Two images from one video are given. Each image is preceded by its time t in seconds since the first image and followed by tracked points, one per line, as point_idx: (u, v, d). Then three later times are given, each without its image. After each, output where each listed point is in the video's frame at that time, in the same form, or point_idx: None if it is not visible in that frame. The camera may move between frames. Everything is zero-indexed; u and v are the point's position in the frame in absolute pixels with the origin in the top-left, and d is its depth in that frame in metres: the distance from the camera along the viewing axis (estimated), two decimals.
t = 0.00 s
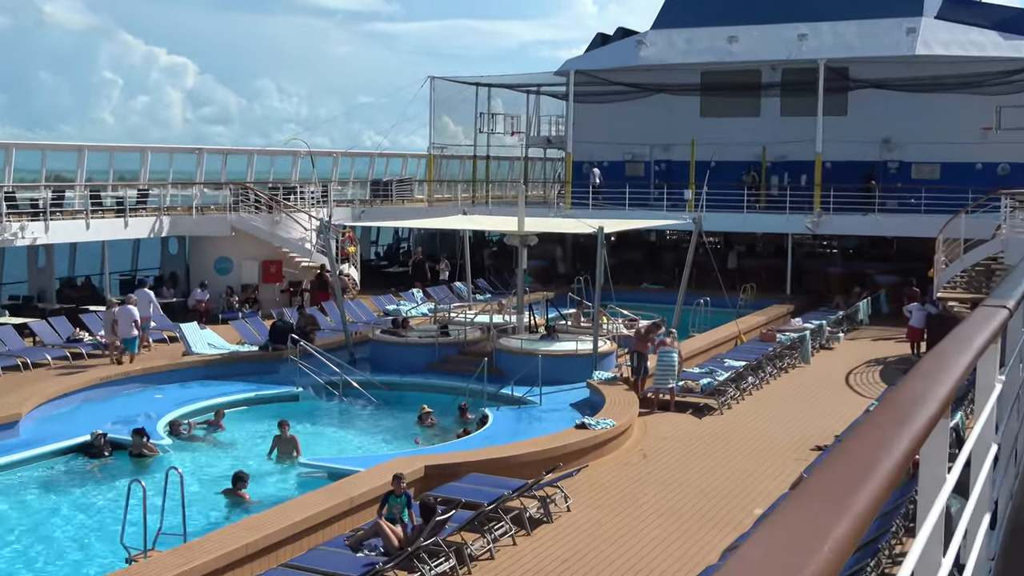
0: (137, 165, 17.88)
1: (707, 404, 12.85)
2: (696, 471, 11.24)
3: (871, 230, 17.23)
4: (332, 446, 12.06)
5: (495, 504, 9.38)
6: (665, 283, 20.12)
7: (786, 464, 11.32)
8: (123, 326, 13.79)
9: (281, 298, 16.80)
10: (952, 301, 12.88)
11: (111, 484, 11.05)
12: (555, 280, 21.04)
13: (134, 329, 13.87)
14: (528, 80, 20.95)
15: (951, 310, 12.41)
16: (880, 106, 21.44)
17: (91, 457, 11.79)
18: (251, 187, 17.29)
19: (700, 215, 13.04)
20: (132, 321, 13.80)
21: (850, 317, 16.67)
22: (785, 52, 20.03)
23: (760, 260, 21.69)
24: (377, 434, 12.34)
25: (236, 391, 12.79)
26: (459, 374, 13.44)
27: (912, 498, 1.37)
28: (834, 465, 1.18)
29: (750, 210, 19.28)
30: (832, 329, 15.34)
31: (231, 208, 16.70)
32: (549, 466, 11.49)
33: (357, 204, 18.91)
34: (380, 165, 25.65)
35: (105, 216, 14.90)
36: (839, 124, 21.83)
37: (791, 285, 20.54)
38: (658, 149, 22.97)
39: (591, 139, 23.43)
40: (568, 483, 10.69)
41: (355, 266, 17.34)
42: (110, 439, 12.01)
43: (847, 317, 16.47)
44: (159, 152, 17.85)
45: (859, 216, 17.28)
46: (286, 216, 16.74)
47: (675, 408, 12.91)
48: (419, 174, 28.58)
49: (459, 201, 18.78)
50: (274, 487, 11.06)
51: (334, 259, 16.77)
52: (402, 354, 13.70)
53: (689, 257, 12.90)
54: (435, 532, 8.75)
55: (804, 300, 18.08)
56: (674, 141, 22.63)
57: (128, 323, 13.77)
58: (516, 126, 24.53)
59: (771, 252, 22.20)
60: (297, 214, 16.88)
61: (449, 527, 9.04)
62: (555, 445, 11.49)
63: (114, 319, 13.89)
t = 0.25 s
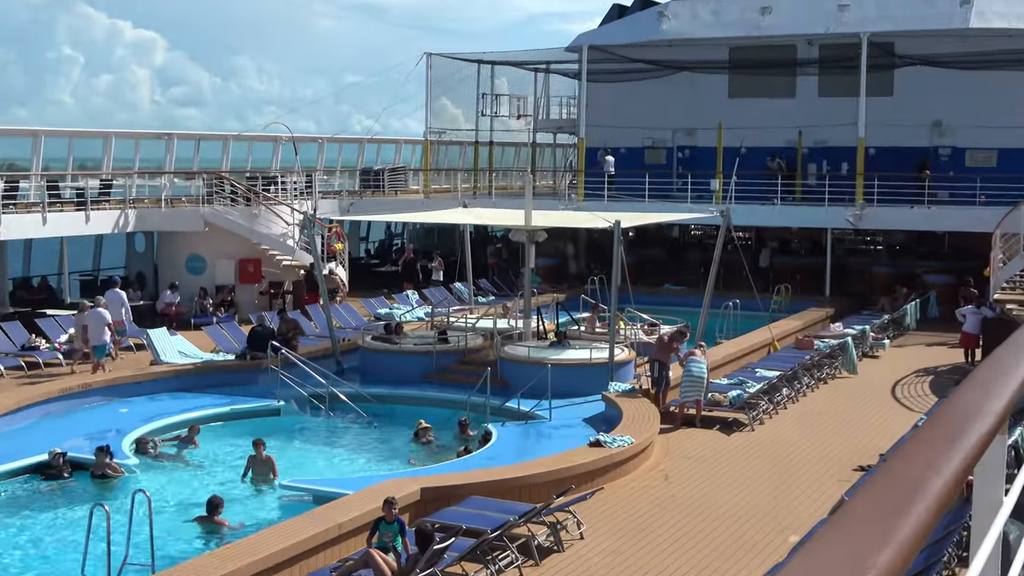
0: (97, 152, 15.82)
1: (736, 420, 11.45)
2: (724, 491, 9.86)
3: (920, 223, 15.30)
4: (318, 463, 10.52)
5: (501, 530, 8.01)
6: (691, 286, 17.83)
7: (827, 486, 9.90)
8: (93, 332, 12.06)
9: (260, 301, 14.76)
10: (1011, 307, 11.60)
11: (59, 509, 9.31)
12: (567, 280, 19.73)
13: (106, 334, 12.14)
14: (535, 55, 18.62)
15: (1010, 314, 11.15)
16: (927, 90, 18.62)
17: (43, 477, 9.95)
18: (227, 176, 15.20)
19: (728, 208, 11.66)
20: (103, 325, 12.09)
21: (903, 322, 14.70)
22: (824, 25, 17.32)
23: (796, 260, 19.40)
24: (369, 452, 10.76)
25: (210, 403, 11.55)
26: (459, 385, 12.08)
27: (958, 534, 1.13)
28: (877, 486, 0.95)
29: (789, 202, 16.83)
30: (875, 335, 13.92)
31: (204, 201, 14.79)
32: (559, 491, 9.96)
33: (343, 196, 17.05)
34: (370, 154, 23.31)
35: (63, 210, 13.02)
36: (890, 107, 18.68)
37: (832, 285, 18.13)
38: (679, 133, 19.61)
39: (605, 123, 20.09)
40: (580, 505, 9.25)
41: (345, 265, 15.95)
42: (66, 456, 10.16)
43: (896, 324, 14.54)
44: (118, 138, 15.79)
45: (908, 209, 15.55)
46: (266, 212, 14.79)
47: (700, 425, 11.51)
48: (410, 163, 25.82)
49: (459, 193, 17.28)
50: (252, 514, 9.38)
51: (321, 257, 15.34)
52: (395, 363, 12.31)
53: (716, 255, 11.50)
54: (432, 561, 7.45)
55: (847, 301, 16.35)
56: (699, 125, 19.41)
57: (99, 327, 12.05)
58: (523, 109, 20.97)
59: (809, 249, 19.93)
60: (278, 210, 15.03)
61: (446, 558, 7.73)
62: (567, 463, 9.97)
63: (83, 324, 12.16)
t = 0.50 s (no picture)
0: (62, 142, 14.71)
1: (757, 433, 10.46)
2: (744, 509, 8.94)
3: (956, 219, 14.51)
4: (298, 480, 9.54)
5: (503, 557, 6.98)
6: (708, 287, 16.91)
7: (859, 503, 8.95)
8: (63, 336, 10.99)
9: (237, 304, 13.76)
10: None
11: (4, 538, 8.16)
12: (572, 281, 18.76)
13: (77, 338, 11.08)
14: (538, 35, 17.36)
15: None
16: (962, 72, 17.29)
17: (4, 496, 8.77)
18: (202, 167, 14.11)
19: (749, 202, 10.66)
20: (74, 328, 11.02)
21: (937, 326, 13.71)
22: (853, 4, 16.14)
23: (821, 257, 18.28)
24: (357, 469, 9.75)
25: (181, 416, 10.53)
26: (455, 396, 11.07)
27: (981, 547, 1.23)
28: (916, 501, 1.06)
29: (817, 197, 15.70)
30: (910, 340, 12.88)
31: (176, 195, 13.67)
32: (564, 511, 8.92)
33: (329, 188, 15.68)
34: (358, 144, 22.08)
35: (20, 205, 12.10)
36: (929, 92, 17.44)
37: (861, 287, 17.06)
38: (695, 121, 18.24)
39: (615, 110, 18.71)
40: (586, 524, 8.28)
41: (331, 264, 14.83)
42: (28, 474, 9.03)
43: (930, 328, 13.52)
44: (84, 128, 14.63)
45: (944, 203, 14.65)
46: (242, 209, 13.74)
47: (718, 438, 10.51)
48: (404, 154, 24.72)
49: (455, 187, 16.25)
50: (226, 538, 8.39)
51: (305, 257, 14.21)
52: (386, 371, 11.30)
53: (735, 254, 10.51)
54: None
55: (879, 301, 15.34)
56: (716, 112, 18.06)
57: (69, 332, 10.98)
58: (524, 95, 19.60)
59: (837, 246, 18.82)
60: (256, 206, 13.98)
61: None
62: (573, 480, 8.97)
63: (51, 327, 11.08)
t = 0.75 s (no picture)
0: (20, 129, 14.06)
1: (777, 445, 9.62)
2: (764, 526, 8.11)
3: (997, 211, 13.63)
4: (277, 496, 8.65)
5: None
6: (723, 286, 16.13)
7: (890, 519, 8.14)
8: (29, 338, 10.06)
9: (212, 305, 12.88)
10: None
11: None
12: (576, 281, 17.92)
13: (45, 341, 10.15)
14: (538, 12, 16.29)
15: None
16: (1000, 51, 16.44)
17: None
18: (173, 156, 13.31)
19: (768, 194, 9.81)
20: (42, 330, 10.09)
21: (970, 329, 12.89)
22: None
23: (846, 254, 17.33)
24: (341, 485, 8.89)
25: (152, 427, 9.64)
26: (450, 405, 10.23)
27: None
28: (951, 518, 1.10)
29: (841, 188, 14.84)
30: (942, 344, 12.05)
31: (146, 185, 12.87)
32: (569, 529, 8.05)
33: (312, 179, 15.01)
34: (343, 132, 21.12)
35: None
36: (966, 73, 16.64)
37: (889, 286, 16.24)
38: (711, 105, 17.16)
39: (625, 93, 17.66)
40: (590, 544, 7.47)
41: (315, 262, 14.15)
42: None
43: (965, 330, 12.67)
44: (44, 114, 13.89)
45: (982, 194, 13.80)
46: (218, 201, 13.01)
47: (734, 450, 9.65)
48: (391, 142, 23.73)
49: (449, 178, 15.41)
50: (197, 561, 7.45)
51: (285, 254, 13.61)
52: (374, 379, 10.45)
53: (754, 250, 9.66)
54: None
55: (910, 301, 14.61)
56: (733, 95, 17.03)
57: (37, 334, 10.05)
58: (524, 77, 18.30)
59: (863, 242, 17.86)
60: (233, 198, 13.22)
61: None
62: (577, 496, 8.13)
63: (19, 329, 10.16)
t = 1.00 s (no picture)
0: None
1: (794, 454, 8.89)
2: (781, 541, 7.39)
3: None
4: (253, 511, 7.92)
5: None
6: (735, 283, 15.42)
7: (918, 534, 7.44)
8: None
9: (183, 304, 12.26)
10: None
11: None
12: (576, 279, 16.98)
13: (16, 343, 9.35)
14: None
15: None
16: None
17: None
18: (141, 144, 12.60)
19: (784, 183, 9.08)
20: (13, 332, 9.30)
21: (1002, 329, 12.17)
22: None
23: (868, 249, 16.59)
24: (324, 498, 8.17)
25: (120, 436, 8.88)
26: (441, 412, 9.51)
27: None
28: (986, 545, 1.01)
29: (862, 177, 14.12)
30: (973, 344, 11.38)
31: (111, 175, 12.18)
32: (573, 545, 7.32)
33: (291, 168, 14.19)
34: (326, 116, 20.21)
35: None
36: (992, 53, 15.98)
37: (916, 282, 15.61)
38: (722, 88, 16.41)
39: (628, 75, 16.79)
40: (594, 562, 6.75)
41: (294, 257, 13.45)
42: None
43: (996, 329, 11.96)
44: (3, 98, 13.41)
45: (1013, 184, 13.16)
46: (188, 192, 12.35)
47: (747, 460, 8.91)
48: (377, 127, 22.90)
49: (440, 166, 14.63)
50: None
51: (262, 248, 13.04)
52: (360, 383, 9.73)
53: (769, 244, 8.95)
54: None
55: (940, 299, 13.95)
56: (747, 77, 16.26)
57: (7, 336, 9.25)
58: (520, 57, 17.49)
59: (886, 234, 17.44)
60: (204, 188, 12.54)
61: None
62: (580, 509, 7.41)
63: None
